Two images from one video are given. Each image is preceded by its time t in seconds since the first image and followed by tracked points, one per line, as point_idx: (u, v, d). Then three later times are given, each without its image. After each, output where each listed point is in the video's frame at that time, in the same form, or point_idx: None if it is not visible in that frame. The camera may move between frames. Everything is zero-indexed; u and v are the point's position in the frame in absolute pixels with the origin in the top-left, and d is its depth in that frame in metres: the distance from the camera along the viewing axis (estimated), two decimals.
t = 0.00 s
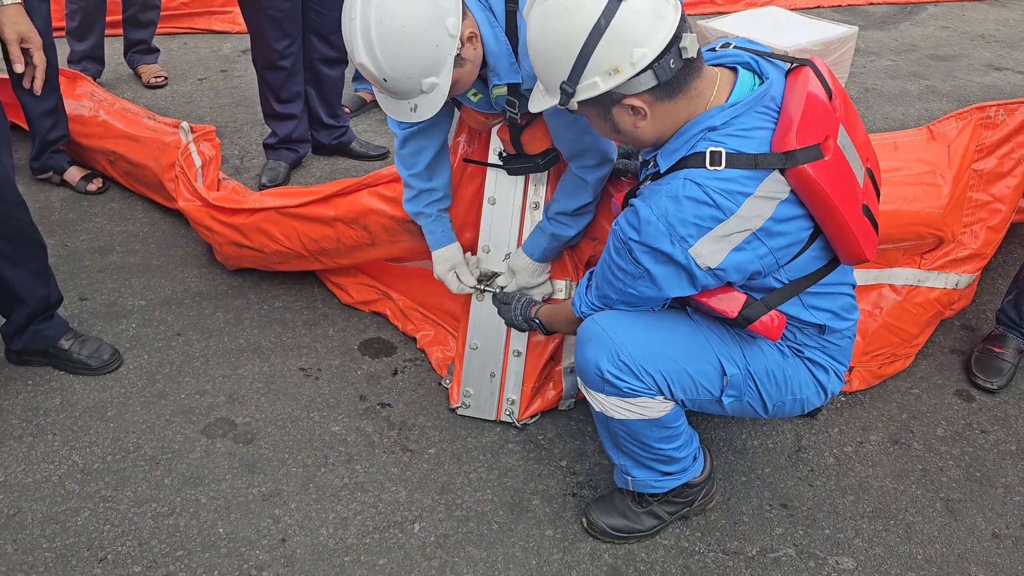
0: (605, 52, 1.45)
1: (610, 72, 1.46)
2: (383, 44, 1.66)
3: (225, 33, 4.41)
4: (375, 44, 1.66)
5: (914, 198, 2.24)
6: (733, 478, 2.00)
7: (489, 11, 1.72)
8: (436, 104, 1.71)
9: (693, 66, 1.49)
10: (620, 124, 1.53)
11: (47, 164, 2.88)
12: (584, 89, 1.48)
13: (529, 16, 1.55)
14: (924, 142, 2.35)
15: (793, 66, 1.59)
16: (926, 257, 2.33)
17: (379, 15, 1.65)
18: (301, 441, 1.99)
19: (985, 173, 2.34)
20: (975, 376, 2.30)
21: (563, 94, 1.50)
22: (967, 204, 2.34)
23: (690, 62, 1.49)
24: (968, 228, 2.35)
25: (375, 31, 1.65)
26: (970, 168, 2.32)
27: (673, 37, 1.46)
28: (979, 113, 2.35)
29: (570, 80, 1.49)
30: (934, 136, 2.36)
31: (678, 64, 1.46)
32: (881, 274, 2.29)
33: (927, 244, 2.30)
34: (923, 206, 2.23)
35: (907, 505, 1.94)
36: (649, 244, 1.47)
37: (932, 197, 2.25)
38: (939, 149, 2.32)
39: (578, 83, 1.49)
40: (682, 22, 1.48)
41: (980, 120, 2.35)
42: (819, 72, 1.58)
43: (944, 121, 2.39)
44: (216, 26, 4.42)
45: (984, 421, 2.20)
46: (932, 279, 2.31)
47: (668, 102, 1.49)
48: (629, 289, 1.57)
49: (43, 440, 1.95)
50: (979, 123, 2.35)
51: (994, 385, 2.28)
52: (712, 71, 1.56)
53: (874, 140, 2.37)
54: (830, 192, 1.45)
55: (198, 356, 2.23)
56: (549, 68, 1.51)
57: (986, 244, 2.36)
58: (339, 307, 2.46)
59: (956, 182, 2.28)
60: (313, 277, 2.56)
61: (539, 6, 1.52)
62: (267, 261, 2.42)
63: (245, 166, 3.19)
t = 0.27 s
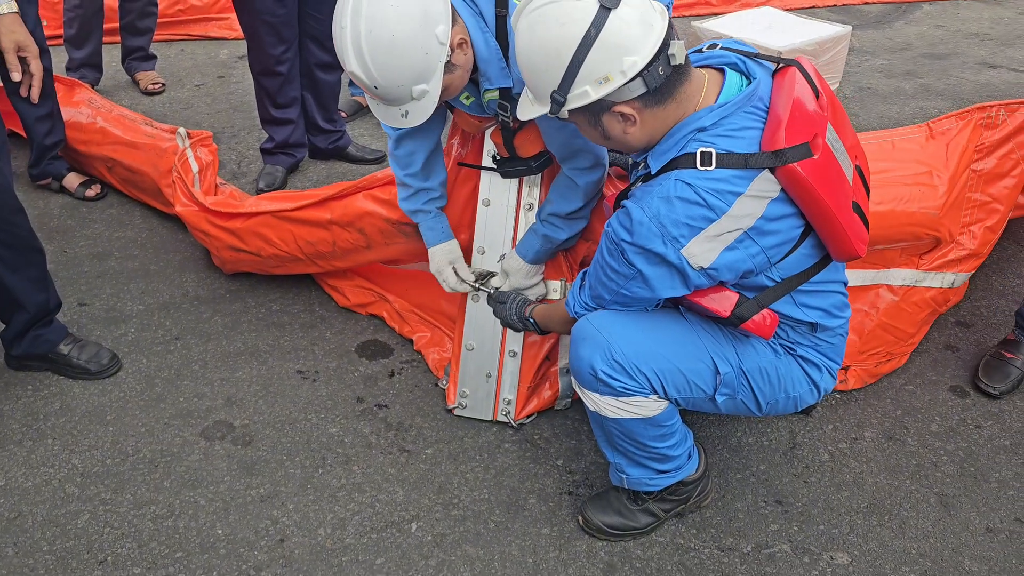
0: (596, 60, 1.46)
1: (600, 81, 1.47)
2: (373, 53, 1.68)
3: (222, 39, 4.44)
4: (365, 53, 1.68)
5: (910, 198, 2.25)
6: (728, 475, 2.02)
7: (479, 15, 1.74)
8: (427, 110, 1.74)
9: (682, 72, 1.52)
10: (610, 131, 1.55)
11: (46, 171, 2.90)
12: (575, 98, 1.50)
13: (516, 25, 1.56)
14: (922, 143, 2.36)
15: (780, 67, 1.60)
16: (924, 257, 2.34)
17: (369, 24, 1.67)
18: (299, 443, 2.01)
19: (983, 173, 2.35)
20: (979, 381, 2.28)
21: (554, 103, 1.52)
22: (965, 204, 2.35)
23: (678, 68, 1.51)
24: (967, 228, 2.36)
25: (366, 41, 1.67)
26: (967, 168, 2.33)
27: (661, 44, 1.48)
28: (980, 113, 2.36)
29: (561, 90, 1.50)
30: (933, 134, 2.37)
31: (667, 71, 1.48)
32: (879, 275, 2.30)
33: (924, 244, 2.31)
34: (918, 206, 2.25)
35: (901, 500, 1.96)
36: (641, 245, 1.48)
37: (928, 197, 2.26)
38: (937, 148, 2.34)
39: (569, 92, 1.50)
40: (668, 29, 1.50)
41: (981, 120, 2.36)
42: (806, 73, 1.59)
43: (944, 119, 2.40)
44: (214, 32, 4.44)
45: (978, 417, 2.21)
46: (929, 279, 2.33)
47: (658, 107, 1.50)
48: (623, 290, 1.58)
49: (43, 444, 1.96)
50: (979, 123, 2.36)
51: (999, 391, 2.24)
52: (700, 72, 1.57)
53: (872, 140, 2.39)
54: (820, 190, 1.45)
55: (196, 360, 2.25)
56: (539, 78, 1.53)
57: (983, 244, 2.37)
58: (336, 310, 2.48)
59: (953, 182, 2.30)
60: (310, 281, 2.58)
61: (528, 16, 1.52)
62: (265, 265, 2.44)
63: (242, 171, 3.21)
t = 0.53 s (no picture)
0: (582, 72, 1.48)
1: (588, 93, 1.49)
2: (364, 58, 1.70)
3: (219, 45, 4.46)
4: (356, 59, 1.70)
5: (902, 197, 2.26)
6: (724, 474, 2.03)
7: (470, 20, 1.75)
8: (418, 115, 1.75)
9: (668, 78, 1.53)
10: (600, 139, 1.57)
11: (40, 172, 2.94)
12: (564, 110, 1.52)
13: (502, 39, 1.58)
14: (913, 142, 2.38)
15: (770, 70, 1.61)
16: (916, 255, 2.36)
17: (359, 30, 1.69)
18: (297, 446, 2.02)
19: (974, 171, 2.37)
20: (973, 383, 2.27)
21: (544, 116, 1.54)
22: (956, 202, 2.37)
23: (666, 74, 1.52)
24: (958, 226, 2.38)
25: (356, 47, 1.69)
26: (958, 166, 2.34)
27: (647, 53, 1.49)
28: (968, 111, 2.37)
29: (548, 104, 1.52)
30: (923, 133, 2.38)
31: (654, 78, 1.50)
32: (871, 273, 2.32)
33: (916, 242, 2.33)
34: (910, 206, 2.26)
35: (896, 497, 1.97)
36: (633, 249, 1.49)
37: (920, 196, 2.28)
38: (927, 147, 2.36)
39: (557, 105, 1.52)
40: (653, 38, 1.52)
41: (970, 118, 2.37)
42: (795, 76, 1.60)
43: (934, 118, 2.41)
44: (210, 39, 4.46)
45: (973, 413, 2.22)
46: (921, 277, 2.34)
47: (646, 115, 1.51)
48: (616, 292, 1.59)
49: (43, 450, 1.98)
50: (968, 122, 2.37)
51: (990, 394, 2.23)
52: (688, 77, 1.59)
53: (863, 139, 2.40)
54: (809, 193, 1.47)
55: (194, 365, 2.27)
56: (526, 88, 1.54)
57: (975, 242, 2.38)
58: (333, 314, 2.49)
59: (943, 180, 2.31)
60: (307, 285, 2.59)
61: (513, 31, 1.54)
62: (262, 270, 2.45)
63: (239, 177, 3.23)
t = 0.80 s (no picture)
0: (581, 78, 1.48)
1: (587, 99, 1.49)
2: (359, 60, 1.70)
3: (215, 51, 4.46)
4: (352, 61, 1.70)
5: (896, 189, 2.27)
6: (724, 474, 2.03)
7: (467, 22, 1.76)
8: (414, 116, 1.75)
9: (667, 81, 1.54)
10: (600, 143, 1.56)
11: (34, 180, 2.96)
12: (564, 116, 1.51)
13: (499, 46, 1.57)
14: (904, 136, 2.37)
15: (766, 69, 1.61)
16: (911, 247, 2.36)
17: (355, 31, 1.68)
18: (297, 450, 2.02)
19: (966, 162, 2.38)
20: (971, 379, 2.28)
21: (543, 122, 1.53)
22: (949, 193, 2.37)
23: (663, 77, 1.52)
24: (953, 217, 2.39)
25: (352, 48, 1.69)
26: (950, 158, 2.35)
27: (644, 57, 1.49)
28: (958, 103, 2.37)
29: (548, 111, 1.52)
30: (915, 126, 2.39)
31: (653, 82, 1.50)
32: (866, 267, 2.31)
33: (911, 234, 2.34)
34: (905, 198, 2.27)
35: (897, 494, 1.97)
36: (632, 250, 1.49)
37: (914, 189, 2.28)
38: (920, 140, 2.36)
39: (556, 112, 1.52)
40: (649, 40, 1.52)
41: (960, 110, 2.37)
42: (792, 75, 1.60)
43: (924, 111, 2.41)
44: (206, 44, 4.46)
45: (972, 409, 2.22)
46: (918, 270, 2.34)
47: (645, 117, 1.52)
48: (615, 293, 1.59)
49: (43, 457, 1.98)
50: (958, 113, 2.38)
51: (989, 390, 2.24)
52: (685, 79, 1.59)
53: (855, 135, 2.39)
54: (807, 192, 1.47)
55: (193, 370, 2.26)
56: (524, 94, 1.54)
57: (970, 232, 2.39)
58: (332, 317, 2.49)
59: (936, 173, 2.32)
60: (306, 289, 2.59)
61: (510, 38, 1.53)
62: (261, 274, 2.45)
63: (237, 182, 3.23)
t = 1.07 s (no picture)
0: (575, 80, 1.48)
1: (582, 100, 1.49)
2: (354, 67, 1.70)
3: (210, 56, 4.46)
4: (346, 67, 1.70)
5: (889, 189, 2.27)
6: (722, 474, 2.03)
7: (460, 27, 1.76)
8: (410, 122, 1.76)
9: (661, 80, 1.54)
10: (596, 144, 1.56)
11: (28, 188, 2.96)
12: (559, 118, 1.52)
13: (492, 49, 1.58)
14: (897, 135, 2.38)
15: (759, 70, 1.61)
16: (904, 245, 2.37)
17: (349, 38, 1.68)
18: (294, 455, 2.02)
19: (958, 160, 2.39)
20: (967, 376, 2.28)
21: (539, 126, 1.54)
22: (942, 192, 2.38)
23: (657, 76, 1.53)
24: (946, 215, 2.39)
25: (347, 55, 1.69)
26: (943, 157, 2.36)
27: (638, 56, 1.50)
28: (949, 102, 2.38)
29: (544, 114, 1.52)
30: (907, 126, 2.39)
31: (646, 81, 1.50)
32: (860, 266, 2.32)
33: (904, 233, 2.34)
34: (898, 197, 2.27)
35: (894, 493, 1.97)
36: (626, 250, 1.49)
37: (907, 188, 2.29)
38: (912, 139, 2.36)
39: (552, 114, 1.52)
40: (642, 39, 1.52)
41: (951, 109, 2.38)
42: (784, 76, 1.60)
43: (916, 111, 2.42)
44: (200, 50, 4.46)
45: (969, 407, 2.23)
46: (912, 269, 2.35)
47: (640, 117, 1.52)
48: (611, 294, 1.59)
49: (39, 465, 1.97)
50: (949, 112, 2.38)
51: (985, 386, 2.24)
52: (678, 79, 1.59)
53: (848, 134, 2.40)
54: (800, 193, 1.47)
55: (190, 377, 2.26)
56: (519, 98, 1.54)
57: (964, 231, 2.40)
58: (329, 322, 2.49)
59: (929, 172, 2.32)
60: (302, 294, 2.59)
61: (504, 42, 1.54)
62: (257, 280, 2.45)
63: (232, 187, 3.23)
